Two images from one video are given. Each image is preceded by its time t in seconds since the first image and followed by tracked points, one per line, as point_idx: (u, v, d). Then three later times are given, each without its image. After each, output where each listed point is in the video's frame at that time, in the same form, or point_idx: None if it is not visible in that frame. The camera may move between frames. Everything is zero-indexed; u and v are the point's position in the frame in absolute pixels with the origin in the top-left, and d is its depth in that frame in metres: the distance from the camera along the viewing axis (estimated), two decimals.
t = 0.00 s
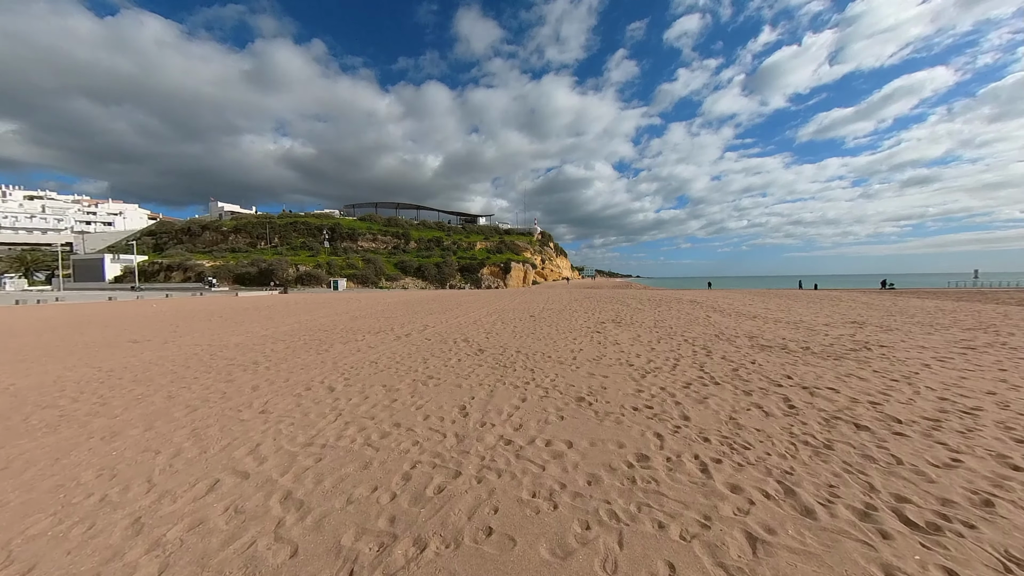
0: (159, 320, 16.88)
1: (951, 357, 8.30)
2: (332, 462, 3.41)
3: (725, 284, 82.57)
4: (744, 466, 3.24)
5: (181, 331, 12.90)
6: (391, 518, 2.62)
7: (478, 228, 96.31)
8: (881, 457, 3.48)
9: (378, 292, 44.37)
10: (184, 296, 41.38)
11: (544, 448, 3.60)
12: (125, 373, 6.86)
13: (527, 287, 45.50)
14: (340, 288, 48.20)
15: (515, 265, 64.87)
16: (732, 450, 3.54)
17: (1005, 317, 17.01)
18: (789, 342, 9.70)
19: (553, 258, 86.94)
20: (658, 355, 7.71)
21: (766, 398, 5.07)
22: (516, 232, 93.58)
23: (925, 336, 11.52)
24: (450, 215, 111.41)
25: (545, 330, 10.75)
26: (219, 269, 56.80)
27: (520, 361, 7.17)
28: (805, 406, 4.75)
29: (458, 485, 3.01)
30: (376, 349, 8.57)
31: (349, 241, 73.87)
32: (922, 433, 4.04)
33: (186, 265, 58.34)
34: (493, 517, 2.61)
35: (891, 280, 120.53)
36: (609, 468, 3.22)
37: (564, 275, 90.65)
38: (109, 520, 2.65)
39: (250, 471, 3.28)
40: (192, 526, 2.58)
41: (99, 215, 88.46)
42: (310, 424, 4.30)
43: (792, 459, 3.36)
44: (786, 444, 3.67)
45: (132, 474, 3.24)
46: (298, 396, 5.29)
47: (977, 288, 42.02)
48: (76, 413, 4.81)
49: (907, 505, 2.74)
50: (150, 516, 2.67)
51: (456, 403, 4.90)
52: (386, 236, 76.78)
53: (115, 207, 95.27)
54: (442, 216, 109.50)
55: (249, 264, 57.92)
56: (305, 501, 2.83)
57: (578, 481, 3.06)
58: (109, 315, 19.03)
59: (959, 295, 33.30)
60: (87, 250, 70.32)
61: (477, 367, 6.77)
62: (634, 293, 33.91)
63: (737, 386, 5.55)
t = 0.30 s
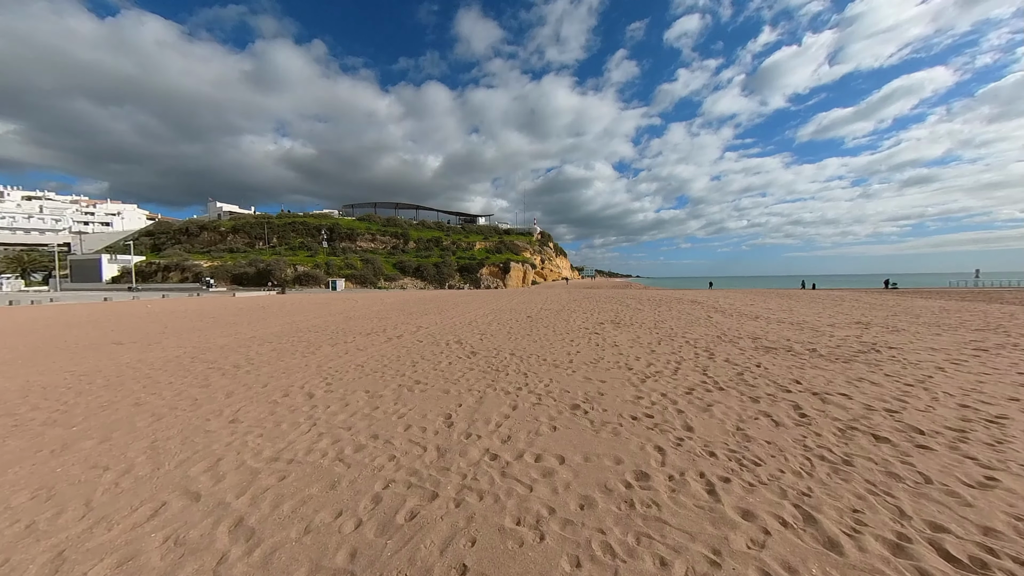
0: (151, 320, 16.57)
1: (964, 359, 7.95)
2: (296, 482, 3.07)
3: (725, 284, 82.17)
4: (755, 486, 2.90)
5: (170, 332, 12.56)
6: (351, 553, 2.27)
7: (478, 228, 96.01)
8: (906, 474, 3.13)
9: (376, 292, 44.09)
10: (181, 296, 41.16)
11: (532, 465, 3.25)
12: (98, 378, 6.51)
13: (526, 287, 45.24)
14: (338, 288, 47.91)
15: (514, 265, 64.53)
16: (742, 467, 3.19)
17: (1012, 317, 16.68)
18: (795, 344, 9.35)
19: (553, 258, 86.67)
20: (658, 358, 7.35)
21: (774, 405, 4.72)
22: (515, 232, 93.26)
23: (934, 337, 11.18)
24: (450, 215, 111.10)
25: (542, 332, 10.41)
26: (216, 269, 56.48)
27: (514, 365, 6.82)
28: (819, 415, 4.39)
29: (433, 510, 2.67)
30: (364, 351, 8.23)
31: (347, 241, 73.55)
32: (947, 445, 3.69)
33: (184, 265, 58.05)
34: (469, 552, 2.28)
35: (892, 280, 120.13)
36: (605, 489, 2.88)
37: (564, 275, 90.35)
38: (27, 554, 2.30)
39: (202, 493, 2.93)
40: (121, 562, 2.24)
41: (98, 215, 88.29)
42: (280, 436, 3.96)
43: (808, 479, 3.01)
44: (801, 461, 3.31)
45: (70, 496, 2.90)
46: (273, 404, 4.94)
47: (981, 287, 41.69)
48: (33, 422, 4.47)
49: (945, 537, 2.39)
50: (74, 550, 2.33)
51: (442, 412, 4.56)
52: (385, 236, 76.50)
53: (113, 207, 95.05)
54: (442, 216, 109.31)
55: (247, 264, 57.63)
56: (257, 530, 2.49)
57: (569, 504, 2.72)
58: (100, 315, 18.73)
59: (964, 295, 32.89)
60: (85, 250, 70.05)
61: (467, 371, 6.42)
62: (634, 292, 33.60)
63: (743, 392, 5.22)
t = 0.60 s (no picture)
0: (141, 322, 16.27)
1: (978, 364, 7.60)
2: (253, 511, 2.74)
3: (725, 284, 81.84)
4: (769, 517, 2.58)
5: (157, 335, 12.24)
6: None
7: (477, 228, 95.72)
8: (937, 502, 2.80)
9: (374, 293, 43.80)
10: (178, 296, 40.86)
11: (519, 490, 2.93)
12: (69, 385, 6.20)
13: (525, 287, 44.95)
14: (337, 288, 47.59)
15: (514, 265, 64.24)
16: (753, 492, 2.87)
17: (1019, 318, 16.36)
18: (800, 347, 9.02)
19: (553, 258, 86.37)
20: (659, 363, 7.03)
21: (783, 418, 4.39)
22: (515, 232, 92.93)
23: (943, 340, 10.83)
24: (449, 215, 110.91)
25: (539, 334, 10.09)
26: (214, 269, 56.17)
27: (507, 371, 6.49)
28: (832, 429, 4.07)
29: (402, 548, 2.35)
30: (352, 356, 7.91)
31: (346, 241, 73.23)
32: (978, 466, 3.35)
33: (182, 265, 57.77)
34: None
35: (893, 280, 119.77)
36: (600, 520, 2.55)
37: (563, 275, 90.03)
38: None
39: (145, 525, 2.61)
40: None
41: (95, 215, 87.89)
42: (246, 454, 3.63)
43: (829, 508, 2.68)
44: (818, 485, 2.98)
45: None
46: (246, 416, 4.61)
47: (984, 287, 41.33)
48: None
49: None
50: None
51: (425, 425, 4.23)
52: (384, 236, 76.19)
53: (112, 207, 94.78)
54: (441, 216, 108.93)
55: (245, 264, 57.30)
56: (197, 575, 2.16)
57: (559, 540, 2.40)
58: (90, 316, 18.43)
59: (968, 295, 32.53)
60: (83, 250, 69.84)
61: (457, 378, 6.10)
62: (634, 293, 33.30)
63: (749, 402, 4.89)
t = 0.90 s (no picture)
0: (131, 322, 15.89)
1: (999, 366, 7.21)
2: (195, 540, 2.35)
3: (726, 284, 81.38)
4: (799, 550, 2.20)
5: (143, 334, 11.85)
6: None
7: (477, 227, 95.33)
8: (994, 530, 2.41)
9: (372, 292, 43.44)
10: (174, 296, 40.50)
11: (507, 514, 2.55)
12: (34, 387, 5.83)
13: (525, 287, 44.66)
14: (335, 288, 47.32)
15: (513, 264, 63.83)
16: (777, 516, 2.49)
17: None
18: (809, 348, 8.64)
19: (553, 257, 86.04)
20: (662, 365, 6.63)
21: (801, 426, 4.00)
22: (515, 231, 92.51)
23: (956, 340, 10.43)
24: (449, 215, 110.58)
25: (536, 334, 9.71)
26: (212, 268, 55.78)
27: (501, 373, 6.09)
28: (857, 439, 3.67)
29: None
30: (340, 357, 7.53)
31: (345, 241, 72.85)
32: None
33: (179, 264, 57.37)
34: None
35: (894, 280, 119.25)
36: (601, 554, 2.17)
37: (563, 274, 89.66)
38: None
39: (65, 558, 2.22)
40: None
41: (94, 214, 87.60)
42: (204, 468, 3.25)
43: (869, 538, 2.30)
44: (851, 509, 2.60)
45: None
46: (215, 423, 4.23)
47: (990, 287, 40.87)
48: None
49: None
50: None
51: (408, 434, 3.86)
52: (383, 235, 75.81)
53: (110, 206, 94.43)
54: (441, 215, 108.76)
55: (243, 263, 56.94)
56: None
57: None
58: (80, 316, 18.08)
59: (974, 294, 32.00)
60: (81, 250, 69.48)
61: (447, 381, 5.71)
62: (634, 292, 32.90)
63: (762, 408, 4.50)
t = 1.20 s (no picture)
0: (120, 323, 15.49)
1: None
2: None
3: (727, 284, 80.98)
4: None
5: (128, 337, 11.46)
6: None
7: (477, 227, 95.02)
8: None
9: (370, 293, 43.14)
10: (170, 296, 40.20)
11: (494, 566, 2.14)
12: None
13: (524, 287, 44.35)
14: (334, 288, 47.02)
15: (513, 264, 63.51)
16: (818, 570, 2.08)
17: None
18: (820, 352, 8.23)
19: (553, 257, 85.76)
20: (668, 373, 6.21)
21: (829, 448, 3.57)
22: (515, 231, 92.17)
23: (972, 344, 10.02)
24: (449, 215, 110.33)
25: (534, 338, 9.29)
26: (209, 268, 55.45)
27: (495, 383, 5.66)
28: (893, 464, 3.26)
29: None
30: (326, 364, 7.12)
31: (344, 241, 72.54)
32: None
33: (176, 264, 57.06)
34: None
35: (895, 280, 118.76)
36: None
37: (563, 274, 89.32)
38: None
39: None
40: None
41: (93, 213, 87.34)
42: (150, 500, 2.84)
43: None
44: (902, 559, 2.19)
45: None
46: (176, 442, 3.82)
47: (996, 287, 40.33)
48: None
49: None
50: None
51: (388, 456, 3.45)
52: (382, 235, 75.49)
53: (109, 207, 94.22)
54: (441, 216, 108.44)
55: (241, 263, 56.62)
56: None
57: None
58: (70, 317, 17.75)
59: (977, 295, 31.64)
60: (79, 250, 69.20)
61: (436, 392, 5.29)
62: (635, 293, 32.53)
63: (782, 425, 4.08)
